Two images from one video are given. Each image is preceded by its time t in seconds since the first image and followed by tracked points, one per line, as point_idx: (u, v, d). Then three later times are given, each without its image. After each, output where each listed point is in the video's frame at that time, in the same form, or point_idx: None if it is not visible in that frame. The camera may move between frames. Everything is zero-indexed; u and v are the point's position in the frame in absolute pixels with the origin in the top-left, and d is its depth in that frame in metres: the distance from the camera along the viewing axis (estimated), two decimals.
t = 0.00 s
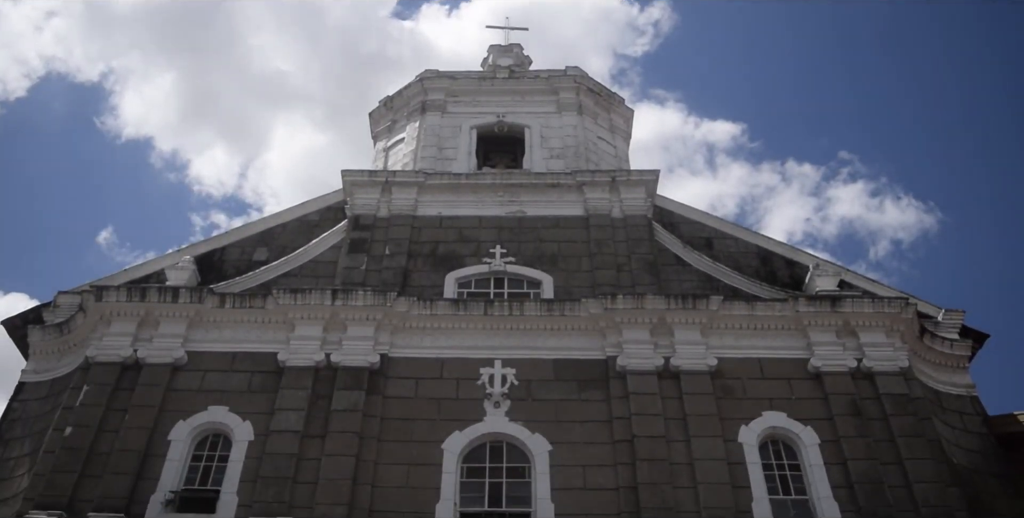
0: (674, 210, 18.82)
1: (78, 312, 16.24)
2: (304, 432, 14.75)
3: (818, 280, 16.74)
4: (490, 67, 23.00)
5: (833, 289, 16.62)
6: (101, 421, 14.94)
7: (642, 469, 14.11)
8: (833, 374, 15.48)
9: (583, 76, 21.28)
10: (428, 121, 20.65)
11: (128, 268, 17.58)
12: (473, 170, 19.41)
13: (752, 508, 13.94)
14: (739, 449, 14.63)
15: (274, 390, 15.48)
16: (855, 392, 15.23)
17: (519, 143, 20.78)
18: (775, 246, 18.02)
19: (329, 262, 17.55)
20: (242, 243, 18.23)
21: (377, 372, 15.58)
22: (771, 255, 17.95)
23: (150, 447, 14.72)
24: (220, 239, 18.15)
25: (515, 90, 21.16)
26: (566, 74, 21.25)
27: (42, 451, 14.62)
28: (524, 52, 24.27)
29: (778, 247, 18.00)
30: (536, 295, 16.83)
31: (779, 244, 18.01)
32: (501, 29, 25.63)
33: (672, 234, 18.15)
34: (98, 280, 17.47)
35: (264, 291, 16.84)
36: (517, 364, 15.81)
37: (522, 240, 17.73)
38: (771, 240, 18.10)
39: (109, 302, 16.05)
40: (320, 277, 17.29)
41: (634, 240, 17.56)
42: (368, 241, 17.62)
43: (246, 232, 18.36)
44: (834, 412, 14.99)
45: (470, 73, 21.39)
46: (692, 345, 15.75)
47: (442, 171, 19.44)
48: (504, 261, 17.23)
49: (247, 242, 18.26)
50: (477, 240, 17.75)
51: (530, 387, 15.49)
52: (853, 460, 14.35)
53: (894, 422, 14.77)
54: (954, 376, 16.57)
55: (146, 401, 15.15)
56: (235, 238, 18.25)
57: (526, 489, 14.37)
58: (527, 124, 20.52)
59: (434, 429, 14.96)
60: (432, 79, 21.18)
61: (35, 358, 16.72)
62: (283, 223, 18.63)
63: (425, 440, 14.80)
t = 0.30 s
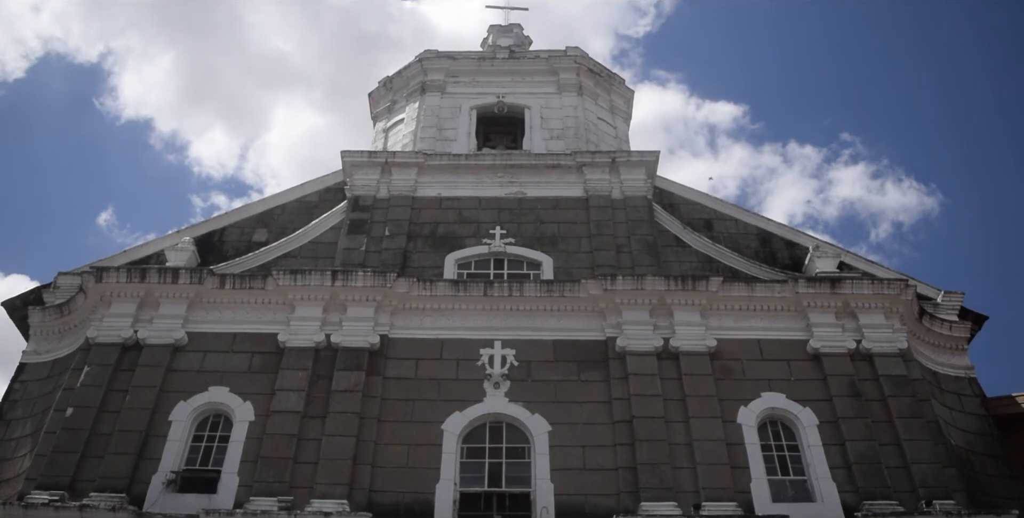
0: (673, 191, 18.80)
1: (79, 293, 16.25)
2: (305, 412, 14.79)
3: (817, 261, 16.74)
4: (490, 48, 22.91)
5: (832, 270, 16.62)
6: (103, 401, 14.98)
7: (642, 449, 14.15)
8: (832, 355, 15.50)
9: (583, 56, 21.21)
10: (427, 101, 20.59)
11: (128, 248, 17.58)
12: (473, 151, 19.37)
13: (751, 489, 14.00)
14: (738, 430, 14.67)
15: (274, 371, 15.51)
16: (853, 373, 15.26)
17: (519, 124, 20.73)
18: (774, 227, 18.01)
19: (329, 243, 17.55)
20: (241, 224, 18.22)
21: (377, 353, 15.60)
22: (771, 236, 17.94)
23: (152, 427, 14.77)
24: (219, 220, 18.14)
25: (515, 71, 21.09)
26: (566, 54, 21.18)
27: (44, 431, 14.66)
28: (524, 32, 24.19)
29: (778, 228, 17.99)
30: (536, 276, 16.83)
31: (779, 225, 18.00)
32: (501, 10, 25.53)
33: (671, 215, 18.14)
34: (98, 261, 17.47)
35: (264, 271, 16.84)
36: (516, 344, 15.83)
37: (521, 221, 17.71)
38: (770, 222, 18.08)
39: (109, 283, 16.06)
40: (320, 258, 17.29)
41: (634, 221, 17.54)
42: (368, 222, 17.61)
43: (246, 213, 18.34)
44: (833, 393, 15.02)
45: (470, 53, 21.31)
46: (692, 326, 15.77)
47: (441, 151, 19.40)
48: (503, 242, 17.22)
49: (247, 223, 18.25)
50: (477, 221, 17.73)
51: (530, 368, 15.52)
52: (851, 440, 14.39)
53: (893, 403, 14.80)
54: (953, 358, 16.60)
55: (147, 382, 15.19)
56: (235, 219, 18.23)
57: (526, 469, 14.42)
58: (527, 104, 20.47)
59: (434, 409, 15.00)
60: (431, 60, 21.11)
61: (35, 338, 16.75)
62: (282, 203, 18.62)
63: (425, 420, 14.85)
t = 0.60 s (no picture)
0: (674, 173, 18.76)
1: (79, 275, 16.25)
2: (305, 394, 14.82)
3: (818, 244, 16.73)
4: (490, 29, 22.82)
5: (832, 253, 16.61)
6: (103, 383, 15.01)
7: (641, 431, 14.19)
8: (832, 337, 15.51)
9: (583, 37, 21.13)
10: (427, 83, 20.53)
11: (128, 231, 17.57)
12: (473, 133, 19.32)
13: (749, 470, 14.04)
14: (737, 412, 14.70)
15: (274, 353, 15.53)
16: (853, 355, 15.28)
17: (519, 106, 20.67)
18: (775, 209, 17.98)
19: (329, 225, 17.53)
20: (241, 206, 18.20)
21: (377, 334, 15.62)
22: (771, 218, 17.92)
23: (152, 409, 14.81)
24: (219, 202, 18.12)
25: (515, 52, 21.02)
26: (566, 35, 21.10)
27: (45, 414, 14.70)
28: (523, 14, 24.09)
29: (778, 210, 17.96)
30: (536, 259, 16.82)
31: (779, 207, 17.97)
32: None
33: (672, 197, 18.11)
34: (98, 243, 17.47)
35: (264, 254, 16.84)
36: (516, 326, 15.85)
37: (521, 203, 17.69)
38: (771, 204, 18.05)
39: (109, 265, 16.06)
40: (320, 241, 17.28)
41: (634, 203, 17.52)
42: (368, 204, 17.58)
43: (245, 195, 18.32)
44: (832, 376, 15.04)
45: (470, 34, 21.23)
46: (692, 308, 15.77)
47: (441, 133, 19.35)
48: (503, 224, 17.21)
49: (246, 205, 18.23)
50: (476, 203, 17.71)
51: (530, 350, 15.54)
52: (850, 423, 14.42)
53: (892, 385, 14.82)
54: (952, 340, 16.62)
55: (148, 363, 15.21)
56: (234, 201, 18.21)
57: (526, 451, 14.46)
58: (526, 86, 20.40)
59: (434, 391, 15.02)
60: (430, 41, 21.03)
61: (36, 321, 16.76)
62: (282, 185, 18.59)
63: (425, 402, 14.88)
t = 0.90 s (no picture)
0: (674, 156, 18.72)
1: (78, 259, 16.25)
2: (305, 377, 14.84)
3: (818, 228, 16.71)
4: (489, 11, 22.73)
5: (832, 236, 16.60)
6: (104, 366, 15.03)
7: (640, 414, 14.22)
8: (831, 320, 15.52)
9: (583, 20, 21.05)
10: (426, 65, 20.46)
11: (127, 214, 17.55)
12: (473, 116, 19.28)
13: (748, 453, 14.08)
14: (736, 395, 14.73)
15: (274, 336, 15.54)
16: (852, 338, 15.30)
17: (519, 89, 20.61)
18: (775, 193, 17.96)
19: (328, 208, 17.52)
20: (240, 189, 18.18)
21: (377, 317, 15.63)
22: (771, 201, 17.89)
23: (153, 392, 14.83)
24: (218, 185, 18.09)
25: (515, 35, 20.95)
26: (566, 17, 21.01)
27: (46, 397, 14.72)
28: None
29: (779, 193, 17.94)
30: (535, 242, 16.81)
31: (779, 190, 17.94)
32: None
33: (672, 181, 18.08)
34: (97, 227, 17.46)
35: (263, 237, 16.83)
36: (516, 309, 15.86)
37: (521, 186, 17.66)
38: (771, 187, 18.03)
39: (109, 248, 16.05)
40: (319, 224, 17.26)
41: (634, 187, 17.49)
42: (367, 187, 17.56)
43: (244, 178, 18.28)
44: (831, 359, 15.06)
45: (469, 17, 21.15)
46: (691, 291, 15.77)
47: (441, 116, 19.30)
48: (503, 208, 17.19)
49: (245, 188, 18.20)
50: (476, 186, 17.69)
51: (530, 333, 15.56)
52: (849, 406, 14.45)
53: (891, 369, 14.84)
54: (952, 324, 16.63)
55: (148, 347, 15.22)
56: (234, 184, 18.18)
57: (525, 433, 14.50)
58: (526, 69, 20.34)
59: (434, 374, 15.04)
60: (430, 23, 20.96)
61: (36, 304, 16.77)
62: (281, 168, 18.56)
63: (425, 385, 14.90)
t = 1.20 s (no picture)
0: (674, 140, 18.69)
1: (78, 244, 16.24)
2: (305, 361, 14.85)
3: (817, 213, 16.69)
4: None
5: (832, 221, 16.58)
6: (104, 350, 15.04)
7: (639, 399, 14.24)
8: (831, 305, 15.52)
9: (584, 3, 20.97)
10: (426, 49, 20.40)
11: (127, 199, 17.53)
12: (472, 100, 19.22)
13: (747, 438, 14.11)
14: (735, 380, 14.74)
15: (274, 321, 15.55)
16: (851, 323, 15.30)
17: (519, 73, 20.55)
18: (775, 177, 17.92)
19: (328, 192, 17.50)
20: (239, 173, 18.15)
21: (376, 302, 15.63)
22: (771, 186, 17.87)
23: (153, 376, 14.84)
24: (218, 170, 18.06)
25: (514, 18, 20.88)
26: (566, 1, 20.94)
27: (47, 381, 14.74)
28: None
29: (779, 178, 17.91)
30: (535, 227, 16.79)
31: (780, 175, 17.91)
32: None
33: (672, 165, 18.05)
34: (97, 211, 17.44)
35: (263, 221, 16.81)
36: (516, 294, 15.86)
37: (521, 171, 17.63)
38: (771, 172, 18.00)
39: (109, 233, 16.04)
40: (319, 208, 17.24)
41: (634, 171, 17.46)
42: (367, 171, 17.53)
43: (244, 162, 18.25)
44: (830, 344, 15.07)
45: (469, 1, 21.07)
46: (691, 276, 15.77)
47: (440, 100, 19.24)
48: (502, 192, 17.16)
49: (245, 173, 18.17)
50: (476, 170, 17.66)
51: (529, 317, 15.56)
52: (848, 390, 14.46)
53: (890, 353, 14.85)
54: (951, 309, 16.64)
55: (148, 331, 15.24)
56: (233, 169, 18.15)
57: (525, 418, 14.52)
58: (526, 53, 20.28)
59: (434, 358, 15.06)
60: (429, 7, 20.88)
61: (36, 289, 16.77)
62: (281, 153, 18.53)
63: (425, 369, 14.92)
